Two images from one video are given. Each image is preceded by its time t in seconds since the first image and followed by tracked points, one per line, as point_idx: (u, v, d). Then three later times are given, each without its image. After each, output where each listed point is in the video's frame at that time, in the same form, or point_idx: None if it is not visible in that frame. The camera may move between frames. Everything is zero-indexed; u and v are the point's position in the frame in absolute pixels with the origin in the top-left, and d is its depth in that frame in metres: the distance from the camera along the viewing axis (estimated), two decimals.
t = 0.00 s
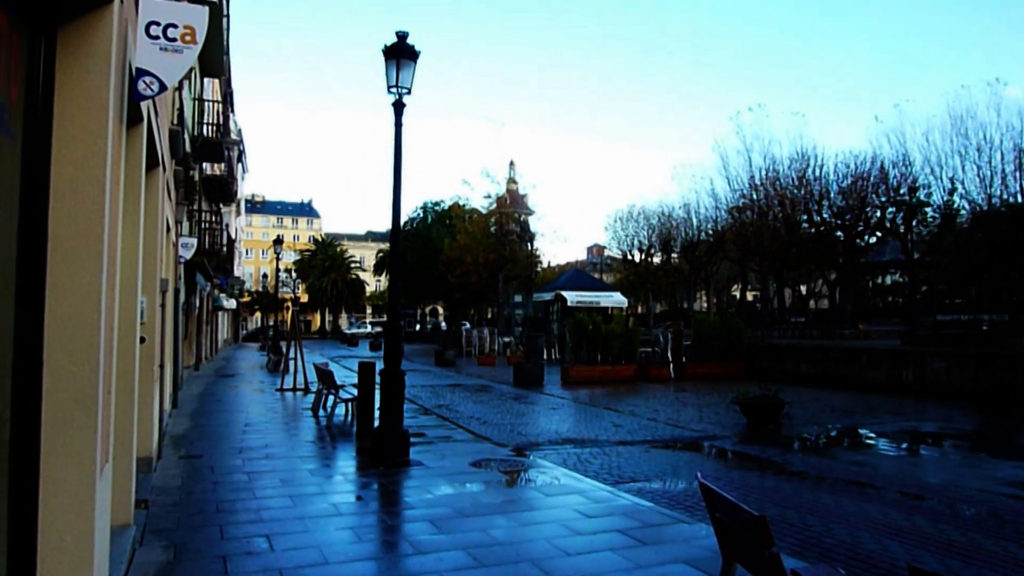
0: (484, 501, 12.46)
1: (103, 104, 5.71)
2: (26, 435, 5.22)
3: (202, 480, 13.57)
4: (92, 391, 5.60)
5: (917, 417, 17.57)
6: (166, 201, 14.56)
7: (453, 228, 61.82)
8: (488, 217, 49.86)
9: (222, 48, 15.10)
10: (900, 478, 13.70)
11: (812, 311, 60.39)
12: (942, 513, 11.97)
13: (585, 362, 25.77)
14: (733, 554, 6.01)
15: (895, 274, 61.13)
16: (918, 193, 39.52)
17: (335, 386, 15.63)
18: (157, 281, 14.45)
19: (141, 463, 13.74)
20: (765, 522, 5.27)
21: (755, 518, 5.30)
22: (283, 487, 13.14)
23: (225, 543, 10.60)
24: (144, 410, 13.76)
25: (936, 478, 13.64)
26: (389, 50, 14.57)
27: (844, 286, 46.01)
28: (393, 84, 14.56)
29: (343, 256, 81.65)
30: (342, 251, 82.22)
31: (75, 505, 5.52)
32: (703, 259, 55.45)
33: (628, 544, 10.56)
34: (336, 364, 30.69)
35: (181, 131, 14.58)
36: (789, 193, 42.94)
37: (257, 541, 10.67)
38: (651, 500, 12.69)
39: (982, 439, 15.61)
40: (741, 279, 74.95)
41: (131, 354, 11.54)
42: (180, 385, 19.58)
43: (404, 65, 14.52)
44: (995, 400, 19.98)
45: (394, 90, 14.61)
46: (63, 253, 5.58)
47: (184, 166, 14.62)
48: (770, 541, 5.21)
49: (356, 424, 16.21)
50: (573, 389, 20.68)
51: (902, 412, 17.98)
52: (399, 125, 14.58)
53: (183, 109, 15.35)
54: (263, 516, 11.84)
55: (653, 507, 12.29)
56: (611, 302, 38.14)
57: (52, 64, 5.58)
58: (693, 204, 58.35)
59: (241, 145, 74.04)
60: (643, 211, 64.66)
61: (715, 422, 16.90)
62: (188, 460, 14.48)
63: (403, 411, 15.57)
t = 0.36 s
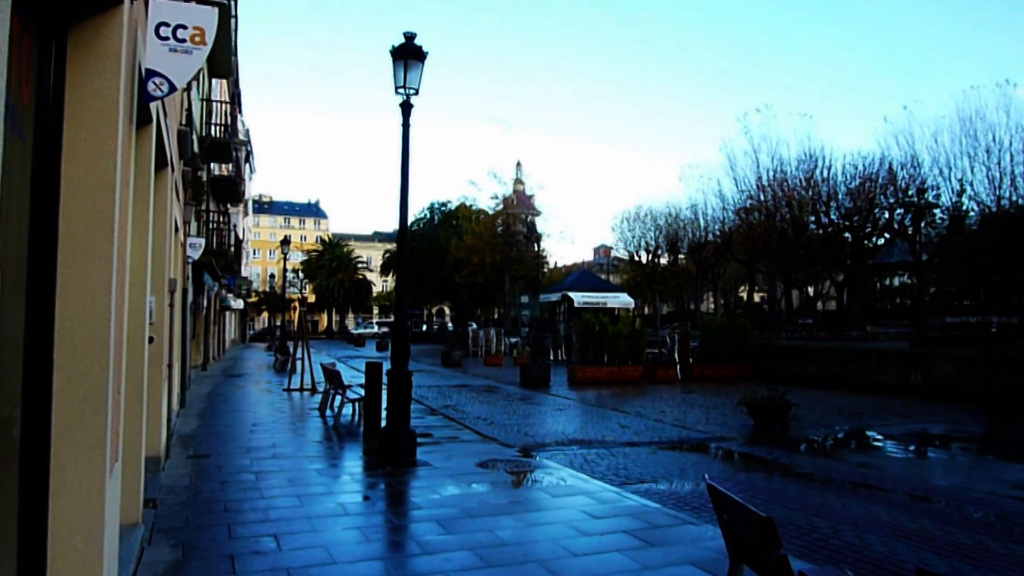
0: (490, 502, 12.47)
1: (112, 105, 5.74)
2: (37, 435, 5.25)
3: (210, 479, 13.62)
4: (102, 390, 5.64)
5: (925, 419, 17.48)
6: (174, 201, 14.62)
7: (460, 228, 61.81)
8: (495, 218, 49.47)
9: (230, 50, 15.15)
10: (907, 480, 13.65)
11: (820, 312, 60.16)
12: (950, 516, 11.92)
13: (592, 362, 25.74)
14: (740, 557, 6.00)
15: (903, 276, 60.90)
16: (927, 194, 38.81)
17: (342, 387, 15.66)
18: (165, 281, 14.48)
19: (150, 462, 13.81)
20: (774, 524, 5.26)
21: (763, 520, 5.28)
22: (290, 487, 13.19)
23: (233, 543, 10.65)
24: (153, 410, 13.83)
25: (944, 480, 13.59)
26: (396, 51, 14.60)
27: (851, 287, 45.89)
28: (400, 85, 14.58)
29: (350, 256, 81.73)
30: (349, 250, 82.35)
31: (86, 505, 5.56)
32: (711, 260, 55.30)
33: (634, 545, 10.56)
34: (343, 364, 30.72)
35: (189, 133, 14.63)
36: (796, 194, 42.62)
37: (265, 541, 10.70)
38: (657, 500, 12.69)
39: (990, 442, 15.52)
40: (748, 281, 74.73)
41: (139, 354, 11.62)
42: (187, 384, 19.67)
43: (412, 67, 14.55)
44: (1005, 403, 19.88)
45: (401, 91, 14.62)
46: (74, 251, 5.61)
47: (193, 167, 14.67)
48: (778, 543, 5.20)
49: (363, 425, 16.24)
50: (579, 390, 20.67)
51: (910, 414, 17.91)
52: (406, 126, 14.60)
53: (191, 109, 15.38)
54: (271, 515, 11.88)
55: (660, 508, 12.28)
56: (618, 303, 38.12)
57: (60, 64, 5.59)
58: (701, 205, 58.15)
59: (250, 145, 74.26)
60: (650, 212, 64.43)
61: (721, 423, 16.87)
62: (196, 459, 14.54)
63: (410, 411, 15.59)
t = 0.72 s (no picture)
0: (494, 502, 12.48)
1: (117, 108, 5.80)
2: (45, 433, 5.28)
3: (214, 479, 13.64)
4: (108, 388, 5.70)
5: (930, 421, 17.42)
6: (179, 201, 14.64)
7: (463, 229, 61.79)
8: (499, 218, 49.83)
9: (235, 50, 15.17)
10: (912, 482, 13.60)
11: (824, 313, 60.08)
12: (955, 518, 11.89)
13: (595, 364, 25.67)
14: (745, 558, 5.99)
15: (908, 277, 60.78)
16: (931, 195, 38.93)
17: (347, 387, 15.64)
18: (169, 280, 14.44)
19: (154, 461, 13.84)
20: (778, 525, 5.24)
21: (767, 520, 5.29)
22: (294, 487, 13.21)
23: (237, 542, 10.68)
24: (157, 410, 13.85)
25: (948, 482, 13.55)
26: (401, 51, 14.61)
27: (856, 288, 45.89)
28: (405, 86, 14.60)
29: (353, 255, 81.78)
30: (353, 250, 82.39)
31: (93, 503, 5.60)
32: (715, 261, 55.20)
33: (638, 546, 10.56)
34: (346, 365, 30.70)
35: (195, 133, 14.65)
36: (800, 196, 42.83)
37: (269, 541, 10.73)
38: (661, 502, 12.68)
39: (996, 444, 15.45)
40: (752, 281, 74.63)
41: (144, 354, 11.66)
42: (192, 384, 19.71)
43: (416, 67, 14.55)
44: (1009, 404, 19.81)
45: (406, 91, 14.64)
46: (79, 250, 5.67)
47: (198, 167, 14.67)
48: (783, 544, 5.18)
49: (367, 425, 16.22)
50: (583, 390, 20.65)
51: (914, 416, 17.84)
52: (410, 126, 14.61)
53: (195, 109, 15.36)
54: (274, 515, 11.92)
55: (664, 509, 12.28)
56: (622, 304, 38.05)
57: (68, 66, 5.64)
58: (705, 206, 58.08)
59: (254, 146, 74.36)
60: (655, 212, 64.34)
61: (725, 424, 16.80)
62: (200, 459, 14.57)
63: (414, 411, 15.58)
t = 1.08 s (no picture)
0: (497, 501, 12.41)
1: (122, 107, 5.73)
2: (49, 430, 5.23)
3: (217, 477, 13.61)
4: (112, 386, 5.63)
5: (936, 420, 17.29)
6: (181, 198, 14.60)
7: (467, 226, 61.69)
8: (502, 215, 49.93)
9: (238, 46, 15.12)
10: (918, 482, 13.50)
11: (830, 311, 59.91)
12: (961, 518, 11.79)
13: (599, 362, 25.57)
14: (750, 559, 5.91)
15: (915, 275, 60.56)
16: (938, 192, 38.53)
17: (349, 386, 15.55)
18: (172, 278, 14.37)
19: (157, 459, 13.81)
20: (783, 525, 5.17)
21: (773, 520, 5.20)
22: (297, 485, 13.16)
23: (240, 540, 10.63)
24: (161, 407, 13.82)
25: (955, 482, 13.45)
26: (405, 48, 14.56)
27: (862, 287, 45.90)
28: (408, 82, 14.53)
29: (356, 253, 81.74)
30: (356, 248, 82.34)
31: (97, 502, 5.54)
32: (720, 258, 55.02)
33: (642, 545, 10.48)
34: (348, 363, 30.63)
35: (197, 129, 14.61)
36: (806, 193, 42.73)
37: (272, 539, 10.68)
38: (665, 501, 12.60)
39: (1002, 444, 15.32)
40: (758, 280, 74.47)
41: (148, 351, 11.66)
42: (194, 382, 19.67)
43: (420, 64, 14.49)
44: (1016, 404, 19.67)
45: (409, 88, 14.58)
46: (82, 247, 5.58)
47: (201, 164, 14.62)
48: (788, 544, 5.11)
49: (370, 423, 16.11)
50: (586, 389, 20.56)
51: (921, 416, 17.72)
52: (413, 122, 14.55)
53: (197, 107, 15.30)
54: (278, 513, 11.87)
55: (668, 508, 12.20)
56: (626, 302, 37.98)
57: (71, 64, 5.57)
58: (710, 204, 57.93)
59: (257, 143, 74.33)
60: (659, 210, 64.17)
61: (730, 423, 16.64)
62: (203, 457, 14.53)
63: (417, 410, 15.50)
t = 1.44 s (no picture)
0: (504, 505, 12.09)
1: (121, 105, 5.43)
2: (48, 431, 4.96)
3: (218, 480, 13.33)
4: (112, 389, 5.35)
5: (954, 422, 16.91)
6: (183, 196, 14.33)
7: (473, 223, 61.17)
8: (509, 213, 49.57)
9: (240, 41, 14.86)
10: (936, 486, 13.13)
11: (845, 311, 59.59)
12: (979, 522, 11.44)
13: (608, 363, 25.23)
14: (763, 563, 5.58)
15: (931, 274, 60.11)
16: (956, 189, 38.09)
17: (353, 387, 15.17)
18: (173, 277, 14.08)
19: (158, 462, 13.55)
20: (798, 529, 4.85)
21: (786, 524, 4.88)
22: (301, 488, 12.86)
23: (243, 544, 10.34)
24: (162, 409, 13.55)
25: (973, 486, 13.07)
26: (410, 42, 14.28)
27: (879, 286, 45.65)
28: (414, 77, 14.24)
29: (360, 251, 81.37)
30: (360, 246, 81.86)
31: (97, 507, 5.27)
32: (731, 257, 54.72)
33: (652, 550, 10.16)
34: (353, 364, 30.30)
35: (200, 126, 14.34)
36: (820, 190, 42.16)
37: (275, 543, 10.40)
38: (676, 505, 12.27)
39: (1022, 447, 14.94)
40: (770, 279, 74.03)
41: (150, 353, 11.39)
42: (196, 382, 19.39)
43: (425, 58, 14.22)
44: None
45: (415, 83, 14.29)
46: (84, 247, 5.29)
47: (202, 161, 14.33)
48: (803, 548, 4.79)
49: (375, 424, 15.72)
50: (596, 390, 20.22)
51: (938, 418, 17.34)
52: (419, 118, 14.26)
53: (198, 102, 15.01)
54: (281, 517, 11.58)
55: (679, 512, 11.87)
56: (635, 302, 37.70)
57: (69, 58, 5.26)
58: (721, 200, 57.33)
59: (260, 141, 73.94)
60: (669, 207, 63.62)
61: (742, 425, 16.20)
62: (205, 459, 14.25)
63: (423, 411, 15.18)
